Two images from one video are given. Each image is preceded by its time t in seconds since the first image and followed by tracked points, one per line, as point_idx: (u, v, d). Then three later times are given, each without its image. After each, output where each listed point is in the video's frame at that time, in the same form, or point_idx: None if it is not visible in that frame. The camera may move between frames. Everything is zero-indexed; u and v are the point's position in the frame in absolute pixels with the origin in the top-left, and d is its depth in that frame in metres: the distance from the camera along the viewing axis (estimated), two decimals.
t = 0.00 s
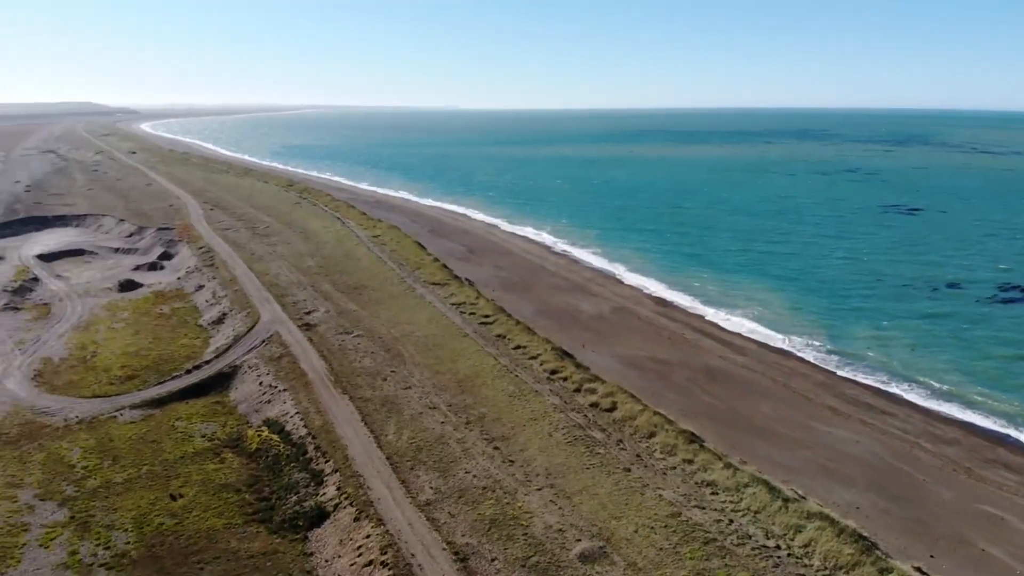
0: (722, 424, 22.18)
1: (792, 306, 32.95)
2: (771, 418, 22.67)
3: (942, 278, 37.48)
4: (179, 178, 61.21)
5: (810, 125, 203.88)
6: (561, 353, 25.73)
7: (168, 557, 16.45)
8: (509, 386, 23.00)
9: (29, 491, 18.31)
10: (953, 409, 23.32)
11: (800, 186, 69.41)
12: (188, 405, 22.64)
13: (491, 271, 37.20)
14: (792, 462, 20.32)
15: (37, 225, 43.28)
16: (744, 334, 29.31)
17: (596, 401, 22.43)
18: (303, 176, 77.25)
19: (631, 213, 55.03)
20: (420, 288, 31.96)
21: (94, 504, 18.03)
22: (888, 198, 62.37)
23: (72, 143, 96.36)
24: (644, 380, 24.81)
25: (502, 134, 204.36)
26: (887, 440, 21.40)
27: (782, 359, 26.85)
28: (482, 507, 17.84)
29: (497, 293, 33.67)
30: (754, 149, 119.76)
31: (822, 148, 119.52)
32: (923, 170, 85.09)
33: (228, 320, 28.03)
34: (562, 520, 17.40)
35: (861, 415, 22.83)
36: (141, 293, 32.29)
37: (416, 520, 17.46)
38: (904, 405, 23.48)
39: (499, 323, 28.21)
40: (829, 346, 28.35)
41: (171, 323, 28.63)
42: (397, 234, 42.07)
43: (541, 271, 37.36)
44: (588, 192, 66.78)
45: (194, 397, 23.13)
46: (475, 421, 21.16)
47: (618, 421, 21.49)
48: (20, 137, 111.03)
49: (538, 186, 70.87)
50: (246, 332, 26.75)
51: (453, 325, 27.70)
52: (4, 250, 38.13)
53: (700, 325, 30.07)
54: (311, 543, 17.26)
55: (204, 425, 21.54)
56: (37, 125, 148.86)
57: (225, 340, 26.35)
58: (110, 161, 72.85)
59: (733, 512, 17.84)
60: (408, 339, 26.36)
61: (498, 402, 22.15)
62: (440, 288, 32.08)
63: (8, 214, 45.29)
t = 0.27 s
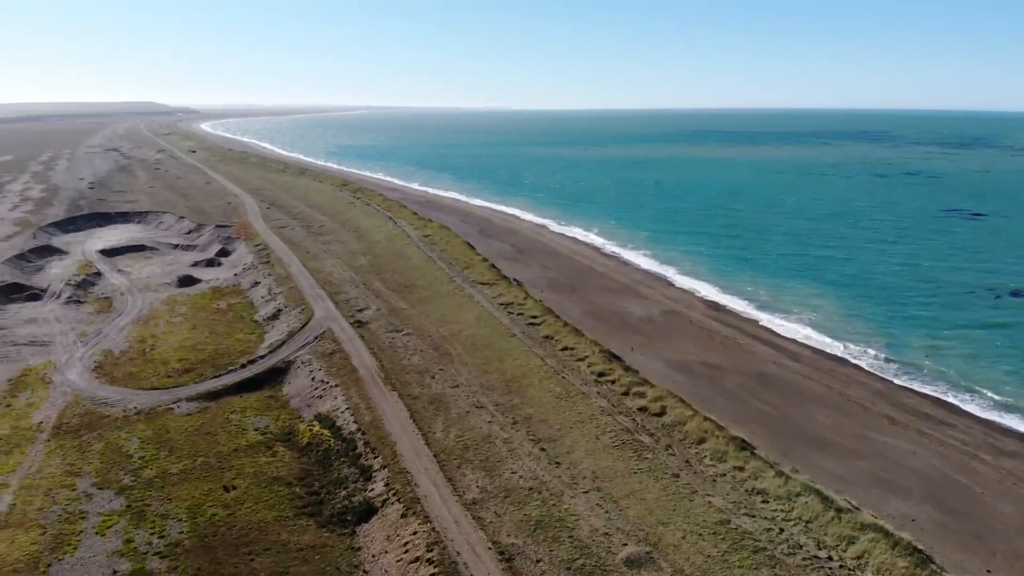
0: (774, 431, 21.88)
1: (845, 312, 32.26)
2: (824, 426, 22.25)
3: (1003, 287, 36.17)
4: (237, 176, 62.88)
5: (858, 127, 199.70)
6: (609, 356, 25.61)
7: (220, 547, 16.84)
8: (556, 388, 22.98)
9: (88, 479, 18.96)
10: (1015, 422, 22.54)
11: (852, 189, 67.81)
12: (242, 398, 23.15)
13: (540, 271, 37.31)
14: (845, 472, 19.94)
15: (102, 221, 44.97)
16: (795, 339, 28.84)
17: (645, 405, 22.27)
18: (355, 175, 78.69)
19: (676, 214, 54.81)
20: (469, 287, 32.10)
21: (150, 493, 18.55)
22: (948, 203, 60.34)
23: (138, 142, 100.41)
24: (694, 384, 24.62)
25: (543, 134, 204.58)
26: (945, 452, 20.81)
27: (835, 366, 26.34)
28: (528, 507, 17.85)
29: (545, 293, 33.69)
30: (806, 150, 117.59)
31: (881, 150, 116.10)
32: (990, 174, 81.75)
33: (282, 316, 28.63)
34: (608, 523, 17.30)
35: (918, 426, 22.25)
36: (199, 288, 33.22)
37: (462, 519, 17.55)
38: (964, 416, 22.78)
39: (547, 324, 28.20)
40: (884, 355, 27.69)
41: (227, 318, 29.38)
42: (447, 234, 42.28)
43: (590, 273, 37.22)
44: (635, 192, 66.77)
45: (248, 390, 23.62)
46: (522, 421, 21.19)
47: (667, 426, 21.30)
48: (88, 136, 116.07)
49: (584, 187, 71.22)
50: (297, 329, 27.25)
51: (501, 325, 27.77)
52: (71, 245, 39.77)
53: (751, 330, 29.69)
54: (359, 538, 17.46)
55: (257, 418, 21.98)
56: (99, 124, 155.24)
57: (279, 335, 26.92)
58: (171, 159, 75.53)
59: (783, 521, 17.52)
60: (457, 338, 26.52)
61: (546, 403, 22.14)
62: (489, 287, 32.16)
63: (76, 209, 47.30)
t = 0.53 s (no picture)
0: (821, 439, 21.50)
1: (894, 319, 31.50)
2: (873, 435, 21.78)
3: None
4: (286, 175, 64.17)
5: (905, 128, 194.93)
6: (652, 359, 25.40)
7: (265, 540, 17.14)
8: (598, 390, 22.88)
9: (138, 470, 19.45)
10: None
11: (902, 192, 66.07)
12: (288, 393, 23.55)
13: (583, 273, 37.24)
14: (894, 482, 19.49)
15: (156, 218, 46.37)
16: (844, 346, 28.26)
17: (688, 409, 22.05)
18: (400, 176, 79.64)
19: (717, 216, 54.32)
20: (511, 288, 32.12)
21: (197, 485, 18.96)
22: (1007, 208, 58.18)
23: (192, 141, 103.69)
24: (739, 390, 24.33)
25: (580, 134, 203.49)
26: (998, 464, 20.17)
27: (885, 374, 25.74)
28: (569, 510, 17.80)
29: (588, 295, 33.62)
30: (855, 152, 114.99)
31: (935, 152, 112.84)
32: None
33: (328, 314, 29.08)
34: (649, 528, 17.16)
35: (971, 437, 21.61)
36: (248, 285, 33.94)
37: (503, 519, 17.58)
38: (1021, 429, 22.02)
39: (589, 326, 28.09)
40: (937, 363, 26.95)
41: (275, 315, 29.96)
42: (490, 234, 42.30)
43: (633, 275, 36.98)
44: (679, 193, 66.50)
45: (295, 386, 24.01)
46: (564, 423, 21.16)
47: (712, 431, 21.06)
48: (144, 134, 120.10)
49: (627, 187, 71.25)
50: (343, 327, 27.65)
51: (543, 326, 27.74)
52: (126, 241, 41.12)
53: (800, 335, 29.19)
54: (400, 535, 17.61)
55: (303, 414, 22.32)
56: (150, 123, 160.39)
57: (326, 333, 27.36)
58: (222, 158, 77.60)
59: (830, 531, 17.16)
60: (498, 338, 26.59)
61: (587, 405, 22.08)
62: (531, 288, 32.11)
63: (132, 206, 48.94)
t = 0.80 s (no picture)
0: (856, 444, 21.19)
1: (934, 325, 30.88)
2: (909, 442, 21.39)
3: None
4: (322, 175, 65.05)
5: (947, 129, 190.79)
6: (686, 362, 25.16)
7: (297, 536, 17.34)
8: (630, 393, 22.77)
9: (174, 465, 19.80)
10: None
11: (944, 196, 64.54)
12: (322, 391, 23.82)
13: (617, 274, 37.13)
14: (931, 490, 19.11)
15: (195, 216, 47.34)
16: (881, 351, 27.79)
17: (722, 414, 21.84)
18: (433, 176, 80.20)
19: (749, 218, 53.91)
20: (543, 289, 32.07)
21: (232, 480, 19.25)
22: None
23: (230, 141, 105.92)
24: (773, 394, 24.08)
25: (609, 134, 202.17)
26: None
27: (925, 381, 25.25)
28: (600, 513, 17.73)
29: (621, 296, 33.53)
30: (897, 154, 112.86)
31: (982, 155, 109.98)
32: None
33: (363, 312, 29.41)
34: (681, 533, 17.03)
35: (1012, 445, 21.10)
36: (285, 283, 34.45)
37: (533, 520, 17.57)
38: None
39: (622, 327, 27.94)
40: (979, 370, 26.36)
41: (311, 313, 30.35)
42: (523, 234, 42.22)
43: (666, 277, 36.73)
44: (715, 194, 66.25)
45: (329, 384, 24.28)
46: (595, 426, 21.08)
47: (746, 436, 20.84)
48: (185, 134, 122.97)
49: (661, 188, 71.22)
50: (377, 326, 27.91)
51: (575, 327, 27.68)
52: (166, 239, 42.09)
53: (838, 340, 28.78)
54: (431, 534, 17.70)
55: (336, 411, 22.54)
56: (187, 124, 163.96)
57: (360, 331, 27.67)
58: (259, 158, 79.01)
59: (865, 538, 16.85)
60: (530, 338, 26.62)
61: (619, 408, 21.99)
62: (564, 289, 32.02)
63: (173, 204, 50.10)
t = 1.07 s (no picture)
0: (901, 452, 20.75)
1: (983, 332, 30.03)
2: (958, 451, 20.84)
3: None
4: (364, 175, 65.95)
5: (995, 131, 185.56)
6: (728, 366, 24.86)
7: (336, 531, 17.54)
8: (671, 396, 22.60)
9: (218, 458, 20.18)
10: None
11: (996, 200, 62.57)
12: (363, 388, 24.11)
13: (658, 276, 37.00)
14: (979, 501, 18.60)
15: (241, 214, 48.42)
16: (929, 358, 27.14)
17: (765, 419, 21.53)
18: (472, 175, 80.72)
19: (787, 220, 53.26)
20: (583, 289, 31.95)
21: (273, 474, 19.57)
22: None
23: (275, 141, 108.35)
24: (817, 400, 23.72)
25: (643, 134, 200.51)
26: None
27: (975, 389, 24.59)
28: (638, 516, 17.62)
29: (662, 298, 33.38)
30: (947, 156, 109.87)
31: None
32: None
33: (403, 311, 29.75)
34: (720, 538, 16.84)
35: None
36: (327, 282, 35.00)
37: (571, 521, 17.56)
38: None
39: (662, 329, 27.73)
40: None
41: (352, 311, 30.77)
42: (563, 235, 42.07)
43: (706, 280, 36.35)
44: (757, 195, 65.75)
45: (369, 381, 24.56)
46: (634, 428, 20.99)
47: (789, 442, 20.54)
48: (231, 133, 126.20)
49: (702, 188, 70.98)
50: (416, 325, 28.15)
51: (614, 329, 27.54)
52: (213, 236, 43.16)
53: (884, 346, 28.20)
54: (468, 533, 17.77)
55: (376, 408, 22.78)
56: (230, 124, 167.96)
57: (400, 329, 27.99)
58: (302, 157, 80.52)
59: (910, 549, 16.45)
60: (569, 339, 26.58)
61: (659, 411, 21.83)
62: (604, 290, 31.84)
63: (220, 203, 51.40)
